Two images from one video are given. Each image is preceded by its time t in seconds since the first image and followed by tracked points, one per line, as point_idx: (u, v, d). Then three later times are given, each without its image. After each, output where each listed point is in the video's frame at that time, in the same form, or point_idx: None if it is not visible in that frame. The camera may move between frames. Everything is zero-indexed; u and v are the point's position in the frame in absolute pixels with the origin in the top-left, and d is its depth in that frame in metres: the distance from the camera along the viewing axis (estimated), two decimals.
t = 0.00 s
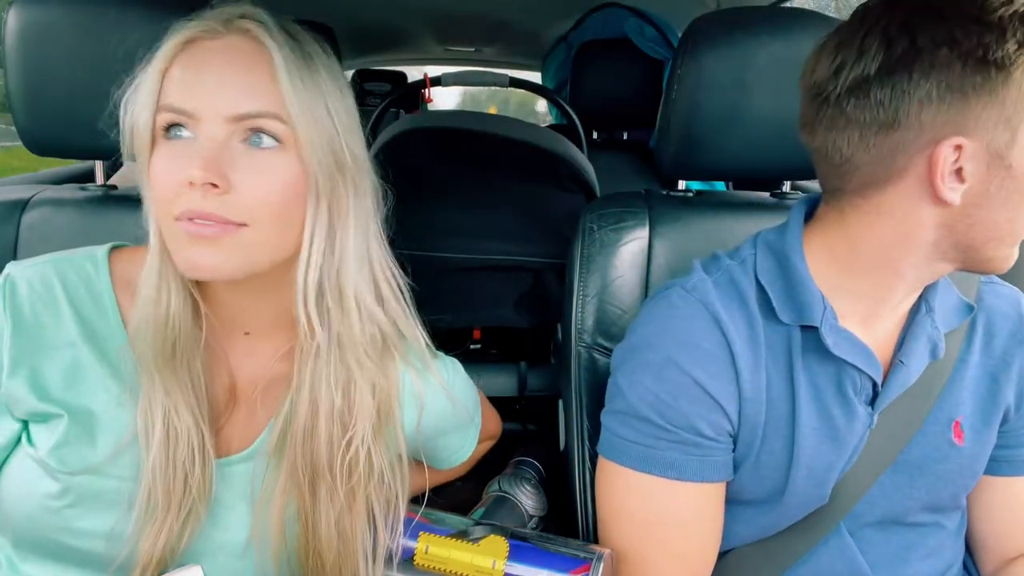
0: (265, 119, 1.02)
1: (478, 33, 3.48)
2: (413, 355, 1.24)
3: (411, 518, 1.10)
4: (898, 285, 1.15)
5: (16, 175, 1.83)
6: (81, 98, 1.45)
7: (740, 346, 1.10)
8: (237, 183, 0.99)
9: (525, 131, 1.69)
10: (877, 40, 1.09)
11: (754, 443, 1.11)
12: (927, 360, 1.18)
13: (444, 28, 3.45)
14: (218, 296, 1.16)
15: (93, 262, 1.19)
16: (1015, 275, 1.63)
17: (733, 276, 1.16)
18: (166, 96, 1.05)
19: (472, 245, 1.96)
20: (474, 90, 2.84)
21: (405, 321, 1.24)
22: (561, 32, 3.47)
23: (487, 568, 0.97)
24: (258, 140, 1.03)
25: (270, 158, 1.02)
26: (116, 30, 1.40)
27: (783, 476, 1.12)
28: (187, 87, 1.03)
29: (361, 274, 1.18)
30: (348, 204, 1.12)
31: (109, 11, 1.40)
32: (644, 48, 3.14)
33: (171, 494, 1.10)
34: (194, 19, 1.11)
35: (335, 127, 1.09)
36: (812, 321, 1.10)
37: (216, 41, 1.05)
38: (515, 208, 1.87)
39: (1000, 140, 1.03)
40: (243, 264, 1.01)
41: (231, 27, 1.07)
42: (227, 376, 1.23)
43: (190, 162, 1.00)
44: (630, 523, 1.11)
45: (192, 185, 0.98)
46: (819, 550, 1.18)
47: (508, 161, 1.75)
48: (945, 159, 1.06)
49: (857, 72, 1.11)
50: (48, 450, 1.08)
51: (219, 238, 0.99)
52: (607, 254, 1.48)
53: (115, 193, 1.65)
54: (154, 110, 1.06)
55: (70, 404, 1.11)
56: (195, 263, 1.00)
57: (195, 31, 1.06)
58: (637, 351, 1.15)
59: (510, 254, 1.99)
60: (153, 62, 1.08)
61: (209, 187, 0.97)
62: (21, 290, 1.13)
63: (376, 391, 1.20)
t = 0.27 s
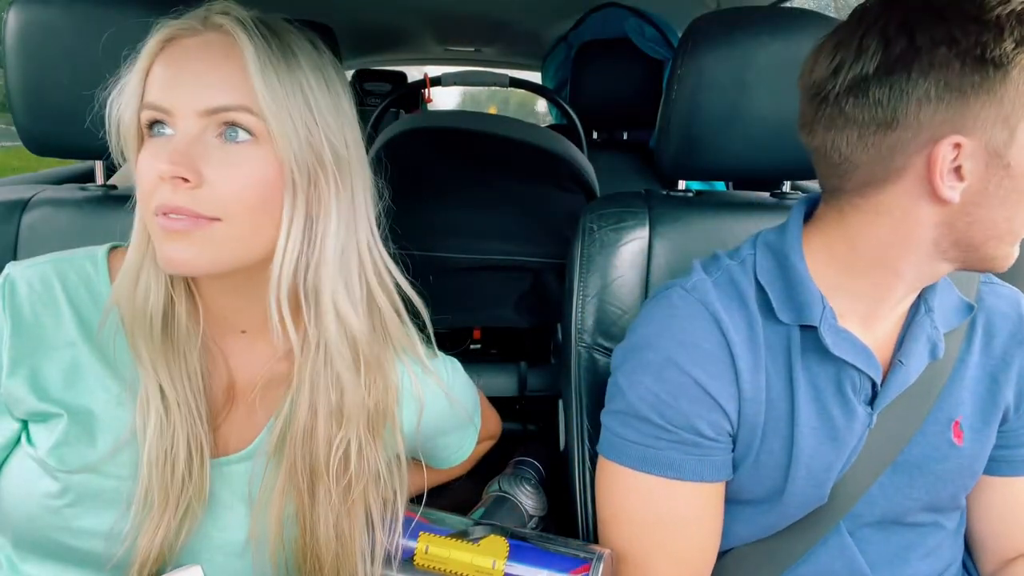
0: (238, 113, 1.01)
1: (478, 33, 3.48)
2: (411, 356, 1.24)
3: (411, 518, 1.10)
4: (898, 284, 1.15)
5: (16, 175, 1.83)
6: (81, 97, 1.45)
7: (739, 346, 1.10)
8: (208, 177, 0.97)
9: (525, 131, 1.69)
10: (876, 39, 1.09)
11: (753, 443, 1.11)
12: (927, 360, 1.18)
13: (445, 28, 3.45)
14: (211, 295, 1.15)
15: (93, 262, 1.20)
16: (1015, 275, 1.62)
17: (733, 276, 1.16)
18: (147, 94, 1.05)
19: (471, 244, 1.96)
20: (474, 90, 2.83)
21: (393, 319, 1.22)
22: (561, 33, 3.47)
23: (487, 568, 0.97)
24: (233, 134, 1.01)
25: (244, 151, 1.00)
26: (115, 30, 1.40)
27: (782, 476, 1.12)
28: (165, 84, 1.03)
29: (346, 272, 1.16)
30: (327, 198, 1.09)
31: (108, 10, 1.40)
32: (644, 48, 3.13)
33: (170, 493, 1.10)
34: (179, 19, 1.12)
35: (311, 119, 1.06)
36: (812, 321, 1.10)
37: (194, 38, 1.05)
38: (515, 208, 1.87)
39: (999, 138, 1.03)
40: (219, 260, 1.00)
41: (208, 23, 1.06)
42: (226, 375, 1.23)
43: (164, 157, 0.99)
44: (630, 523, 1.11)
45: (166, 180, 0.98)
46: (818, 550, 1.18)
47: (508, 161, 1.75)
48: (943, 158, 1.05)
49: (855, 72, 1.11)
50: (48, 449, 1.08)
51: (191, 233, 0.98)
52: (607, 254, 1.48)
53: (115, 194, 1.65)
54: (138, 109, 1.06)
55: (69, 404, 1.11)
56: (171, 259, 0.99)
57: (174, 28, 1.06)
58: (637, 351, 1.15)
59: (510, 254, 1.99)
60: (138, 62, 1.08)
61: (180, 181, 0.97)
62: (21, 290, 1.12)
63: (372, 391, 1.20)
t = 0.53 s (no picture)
0: (233, 113, 1.01)
1: (478, 32, 3.48)
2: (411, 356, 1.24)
3: (411, 518, 1.10)
4: (898, 284, 1.15)
5: (16, 175, 1.83)
6: (81, 98, 1.45)
7: (739, 346, 1.10)
8: (204, 176, 0.97)
9: (525, 131, 1.69)
10: (875, 39, 1.10)
11: (753, 443, 1.11)
12: (928, 360, 1.18)
13: (445, 28, 3.45)
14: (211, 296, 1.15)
15: (93, 262, 1.19)
16: (1016, 275, 1.62)
17: (733, 276, 1.17)
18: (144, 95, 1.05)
19: (471, 244, 1.96)
20: (474, 90, 2.83)
21: (391, 319, 1.21)
22: (561, 33, 3.48)
23: (487, 568, 0.97)
24: (229, 134, 1.01)
25: (239, 151, 1.00)
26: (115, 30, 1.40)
27: (783, 476, 1.12)
28: (160, 84, 1.03)
29: (344, 272, 1.16)
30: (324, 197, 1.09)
31: (108, 10, 1.40)
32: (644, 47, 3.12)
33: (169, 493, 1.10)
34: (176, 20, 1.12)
35: (308, 118, 1.06)
36: (812, 321, 1.10)
37: (189, 38, 1.05)
38: (515, 208, 1.87)
39: (998, 137, 1.02)
40: (215, 260, 0.99)
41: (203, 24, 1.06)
42: (226, 375, 1.23)
43: (160, 157, 0.99)
44: (630, 523, 1.11)
45: (162, 180, 0.98)
46: (818, 550, 1.18)
47: (508, 161, 1.75)
48: (943, 158, 1.05)
49: (854, 72, 1.11)
50: (48, 449, 1.08)
51: (186, 233, 0.98)
52: (607, 254, 1.48)
53: (115, 193, 1.65)
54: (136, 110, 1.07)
55: (69, 404, 1.11)
56: (169, 260, 0.99)
57: (170, 29, 1.06)
58: (637, 351, 1.15)
59: (510, 254, 1.99)
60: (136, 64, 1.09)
61: (175, 181, 0.97)
62: (21, 290, 1.12)
63: (371, 391, 1.20)
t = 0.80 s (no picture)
0: (232, 113, 1.01)
1: (478, 32, 3.48)
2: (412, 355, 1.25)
3: (411, 518, 1.10)
4: (898, 284, 1.15)
5: (16, 175, 1.83)
6: (81, 98, 1.45)
7: (739, 346, 1.11)
8: (202, 178, 0.97)
9: (525, 131, 1.69)
10: (874, 39, 1.10)
11: (753, 443, 1.11)
12: (928, 360, 1.18)
13: (444, 28, 3.45)
14: (211, 295, 1.15)
15: (94, 262, 1.19)
16: (1016, 275, 1.62)
17: (732, 275, 1.17)
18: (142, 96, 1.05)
19: (472, 244, 1.96)
20: (474, 90, 2.83)
21: (391, 320, 1.21)
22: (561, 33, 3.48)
23: (487, 568, 0.97)
24: (228, 134, 1.01)
25: (239, 152, 1.00)
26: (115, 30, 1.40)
27: (783, 475, 1.12)
28: (160, 84, 1.03)
29: (344, 272, 1.16)
30: (320, 197, 1.09)
31: (106, 9, 1.40)
32: (644, 47, 3.12)
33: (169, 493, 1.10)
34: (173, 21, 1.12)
35: (307, 118, 1.06)
36: (812, 320, 1.10)
37: (188, 38, 1.05)
38: (515, 208, 1.87)
39: (998, 136, 1.02)
40: (216, 262, 1.00)
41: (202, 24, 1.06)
42: (226, 375, 1.23)
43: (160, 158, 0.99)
44: (629, 522, 1.11)
45: (161, 182, 0.98)
46: (819, 550, 1.18)
47: (508, 161, 1.75)
48: (943, 157, 1.05)
49: (853, 72, 1.12)
50: (48, 449, 1.08)
51: (187, 235, 0.98)
52: (606, 254, 1.48)
53: (115, 194, 1.65)
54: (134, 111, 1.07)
55: (69, 404, 1.11)
56: (168, 263, 0.99)
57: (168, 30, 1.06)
58: (637, 351, 1.15)
59: (510, 254, 1.99)
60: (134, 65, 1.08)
61: (174, 183, 0.97)
62: (21, 290, 1.12)
63: (371, 390, 1.20)
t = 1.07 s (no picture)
0: (291, 122, 1.04)
1: (478, 32, 3.48)
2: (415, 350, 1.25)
3: (411, 517, 1.10)
4: (899, 284, 1.14)
5: (17, 175, 1.83)
6: (81, 98, 1.45)
7: (739, 345, 1.11)
8: (267, 190, 1.00)
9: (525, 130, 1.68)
10: (874, 39, 1.10)
11: (753, 443, 1.11)
12: (928, 360, 1.18)
13: (444, 28, 3.45)
14: (222, 295, 1.15)
15: (94, 261, 1.19)
16: (1017, 275, 1.62)
17: (733, 275, 1.17)
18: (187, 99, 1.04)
19: (472, 244, 1.96)
20: (474, 90, 2.83)
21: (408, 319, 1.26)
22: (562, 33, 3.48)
23: (487, 568, 0.97)
24: (285, 144, 1.05)
25: (298, 162, 1.04)
26: (115, 30, 1.40)
27: (784, 475, 1.12)
28: (212, 89, 1.04)
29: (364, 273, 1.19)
30: (361, 204, 1.15)
31: (107, 8, 1.40)
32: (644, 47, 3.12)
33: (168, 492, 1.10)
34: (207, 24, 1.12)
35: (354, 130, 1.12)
36: (812, 320, 1.10)
37: (240, 45, 1.07)
38: (515, 209, 1.87)
39: (998, 136, 1.02)
40: (273, 268, 1.04)
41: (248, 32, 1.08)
42: (226, 374, 1.23)
43: (220, 165, 1.01)
44: (629, 521, 1.11)
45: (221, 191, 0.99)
46: (818, 550, 1.18)
47: (509, 161, 1.75)
48: (943, 157, 1.05)
49: (854, 72, 1.12)
50: (47, 446, 1.07)
51: (249, 245, 1.01)
52: (607, 254, 1.48)
53: (115, 193, 1.65)
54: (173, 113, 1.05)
55: (70, 402, 1.11)
56: (225, 270, 1.02)
57: (214, 36, 1.07)
58: (637, 351, 1.15)
59: (510, 254, 1.99)
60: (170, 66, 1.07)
61: (235, 192, 0.98)
62: (22, 289, 1.12)
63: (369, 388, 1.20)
